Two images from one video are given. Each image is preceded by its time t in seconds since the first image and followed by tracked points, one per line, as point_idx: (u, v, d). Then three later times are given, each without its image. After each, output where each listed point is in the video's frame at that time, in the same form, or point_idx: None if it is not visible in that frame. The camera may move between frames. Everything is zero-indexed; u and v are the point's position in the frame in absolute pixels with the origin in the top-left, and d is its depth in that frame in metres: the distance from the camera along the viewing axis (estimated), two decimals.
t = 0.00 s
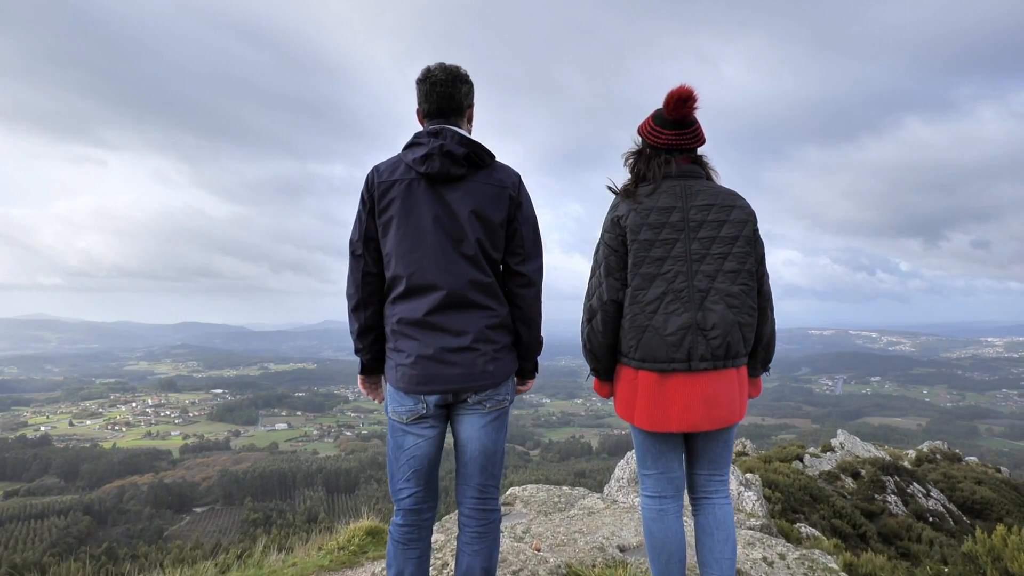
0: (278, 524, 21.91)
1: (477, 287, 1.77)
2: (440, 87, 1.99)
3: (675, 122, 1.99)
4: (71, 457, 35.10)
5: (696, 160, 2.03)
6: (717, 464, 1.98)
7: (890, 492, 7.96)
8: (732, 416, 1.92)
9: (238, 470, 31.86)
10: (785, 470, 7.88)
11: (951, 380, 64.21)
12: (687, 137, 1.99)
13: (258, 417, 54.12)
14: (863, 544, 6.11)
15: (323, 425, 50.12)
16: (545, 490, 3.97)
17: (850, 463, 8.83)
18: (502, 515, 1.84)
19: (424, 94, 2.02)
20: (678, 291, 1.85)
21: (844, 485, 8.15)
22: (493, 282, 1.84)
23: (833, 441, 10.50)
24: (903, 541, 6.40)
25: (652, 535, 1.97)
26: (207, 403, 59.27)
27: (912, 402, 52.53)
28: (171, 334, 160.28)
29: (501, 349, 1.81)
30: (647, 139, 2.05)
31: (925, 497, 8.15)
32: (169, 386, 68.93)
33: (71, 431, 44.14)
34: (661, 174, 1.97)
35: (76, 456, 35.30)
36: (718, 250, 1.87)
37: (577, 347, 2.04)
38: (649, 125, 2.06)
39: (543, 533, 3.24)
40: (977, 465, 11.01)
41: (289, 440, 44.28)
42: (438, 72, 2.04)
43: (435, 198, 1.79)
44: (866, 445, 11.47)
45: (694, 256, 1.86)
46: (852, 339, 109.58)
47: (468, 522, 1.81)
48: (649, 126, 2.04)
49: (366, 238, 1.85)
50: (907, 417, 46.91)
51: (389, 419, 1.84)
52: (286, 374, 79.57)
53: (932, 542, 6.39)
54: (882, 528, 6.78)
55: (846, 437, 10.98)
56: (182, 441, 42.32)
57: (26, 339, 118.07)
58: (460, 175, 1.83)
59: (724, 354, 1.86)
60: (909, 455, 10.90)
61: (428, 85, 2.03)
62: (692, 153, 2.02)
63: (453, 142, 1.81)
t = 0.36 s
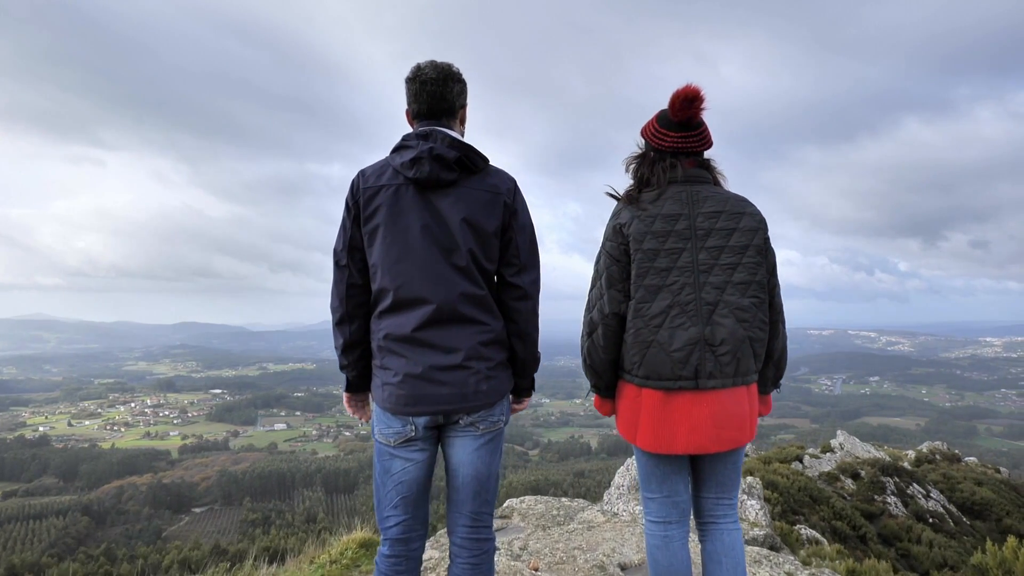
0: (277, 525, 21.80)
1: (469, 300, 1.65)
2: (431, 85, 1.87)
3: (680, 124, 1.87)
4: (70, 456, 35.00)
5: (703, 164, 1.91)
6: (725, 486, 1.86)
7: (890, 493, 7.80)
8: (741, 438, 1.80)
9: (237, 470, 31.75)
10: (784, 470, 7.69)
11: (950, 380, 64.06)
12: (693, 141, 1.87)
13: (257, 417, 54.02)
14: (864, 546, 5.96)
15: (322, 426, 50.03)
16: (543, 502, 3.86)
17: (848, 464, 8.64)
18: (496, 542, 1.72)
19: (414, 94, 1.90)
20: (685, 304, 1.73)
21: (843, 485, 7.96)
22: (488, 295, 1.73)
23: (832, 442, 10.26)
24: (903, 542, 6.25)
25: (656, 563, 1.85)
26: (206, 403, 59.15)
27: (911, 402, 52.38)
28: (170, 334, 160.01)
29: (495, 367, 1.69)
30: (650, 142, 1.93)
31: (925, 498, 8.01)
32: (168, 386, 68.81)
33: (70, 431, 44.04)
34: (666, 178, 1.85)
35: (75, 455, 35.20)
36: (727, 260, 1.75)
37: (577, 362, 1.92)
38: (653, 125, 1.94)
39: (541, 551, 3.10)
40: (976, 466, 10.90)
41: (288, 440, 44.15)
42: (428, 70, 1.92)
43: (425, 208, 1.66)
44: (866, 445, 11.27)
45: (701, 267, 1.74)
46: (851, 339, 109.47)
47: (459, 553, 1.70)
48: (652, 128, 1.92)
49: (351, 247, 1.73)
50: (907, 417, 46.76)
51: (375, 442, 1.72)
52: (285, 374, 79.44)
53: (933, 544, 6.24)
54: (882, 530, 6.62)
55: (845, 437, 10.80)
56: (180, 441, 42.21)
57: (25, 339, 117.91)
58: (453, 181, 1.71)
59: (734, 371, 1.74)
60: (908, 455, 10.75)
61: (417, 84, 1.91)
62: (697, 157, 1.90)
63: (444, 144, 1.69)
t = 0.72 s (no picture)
0: (276, 526, 21.68)
1: (462, 315, 1.53)
2: (423, 84, 1.76)
3: (691, 123, 1.75)
4: (68, 457, 34.83)
5: (712, 167, 1.79)
6: (735, 512, 1.74)
7: (889, 493, 7.62)
8: (753, 461, 1.68)
9: (236, 471, 31.61)
10: (783, 471, 7.52)
11: (948, 380, 63.96)
12: (704, 143, 1.75)
13: (256, 417, 53.87)
14: (863, 548, 5.78)
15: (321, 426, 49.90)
16: (543, 514, 3.74)
17: (847, 464, 8.44)
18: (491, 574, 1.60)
19: (404, 92, 1.79)
20: (694, 318, 1.61)
21: (843, 486, 7.76)
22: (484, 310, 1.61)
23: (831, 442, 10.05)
24: (903, 543, 6.08)
25: None
26: (205, 403, 58.98)
27: (910, 402, 52.28)
28: (168, 334, 159.73)
29: (491, 386, 1.58)
30: (657, 144, 1.81)
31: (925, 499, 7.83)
32: (167, 386, 68.62)
33: (68, 431, 43.87)
34: (674, 183, 1.73)
35: (73, 456, 35.04)
36: (739, 271, 1.63)
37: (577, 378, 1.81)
38: (659, 126, 1.83)
39: (542, 569, 2.98)
40: (975, 466, 10.77)
41: (287, 441, 44.00)
42: (419, 65, 1.81)
43: (415, 217, 1.54)
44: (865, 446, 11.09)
45: (711, 278, 1.62)
46: (849, 339, 109.39)
47: None
48: (659, 129, 1.81)
49: (335, 257, 1.61)
50: (905, 417, 46.64)
51: (361, 467, 1.59)
52: (284, 375, 79.26)
53: (935, 546, 6.06)
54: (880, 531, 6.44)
55: (843, 438, 10.63)
56: (179, 441, 42.05)
57: (23, 339, 117.63)
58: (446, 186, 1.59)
59: (746, 391, 1.62)
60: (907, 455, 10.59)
61: (407, 82, 1.79)
62: (707, 160, 1.78)
63: (435, 147, 1.57)
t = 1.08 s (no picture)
0: (274, 527, 21.54)
1: (452, 332, 1.42)
2: (411, 83, 1.65)
3: (698, 126, 1.64)
4: (65, 457, 34.64)
5: (720, 173, 1.68)
6: (745, 539, 1.63)
7: (888, 494, 7.46)
8: (764, 486, 1.56)
9: (234, 471, 31.44)
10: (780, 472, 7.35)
11: (946, 379, 63.95)
12: (711, 146, 1.64)
13: (253, 417, 53.66)
14: (863, 550, 5.61)
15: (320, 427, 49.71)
16: (541, 528, 3.63)
17: (847, 464, 8.27)
18: None
19: (392, 91, 1.68)
20: (702, 334, 1.50)
21: (842, 486, 7.58)
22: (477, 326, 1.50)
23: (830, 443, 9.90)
24: (902, 544, 5.93)
25: None
26: (203, 403, 58.76)
27: (908, 402, 52.22)
28: (166, 335, 159.37)
29: (484, 407, 1.46)
30: (661, 149, 1.71)
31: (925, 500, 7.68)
32: (165, 387, 68.33)
33: (65, 432, 43.63)
34: (680, 190, 1.63)
35: (70, 456, 34.86)
36: (750, 283, 1.52)
37: (578, 397, 1.69)
38: (662, 130, 1.73)
39: None
40: (974, 466, 10.66)
41: (285, 441, 43.82)
42: (407, 62, 1.69)
43: (402, 228, 1.43)
44: (862, 446, 10.94)
45: (720, 291, 1.51)
46: (847, 339, 109.38)
47: None
48: (663, 132, 1.71)
49: (316, 268, 1.49)
50: (903, 416, 46.58)
51: (344, 495, 1.48)
52: (282, 375, 79.03)
53: (935, 547, 5.93)
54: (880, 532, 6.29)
55: (841, 438, 10.52)
56: (177, 442, 41.84)
57: (20, 339, 117.22)
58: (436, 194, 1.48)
59: (758, 414, 1.50)
60: (905, 455, 10.47)
61: (394, 81, 1.69)
62: (715, 164, 1.67)
63: (423, 152, 1.46)
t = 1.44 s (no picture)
0: (271, 528, 21.37)
1: (437, 350, 1.30)
2: (395, 79, 1.54)
3: (703, 125, 1.53)
4: (60, 458, 34.37)
5: (726, 177, 1.57)
6: (753, 569, 1.50)
7: (885, 494, 7.24)
8: (775, 514, 1.44)
9: (231, 472, 31.24)
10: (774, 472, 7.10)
11: (941, 378, 63.99)
12: (718, 148, 1.53)
13: (251, 417, 53.38)
14: (862, 551, 5.37)
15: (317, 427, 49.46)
16: (537, 543, 3.51)
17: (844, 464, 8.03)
18: None
19: (374, 89, 1.57)
20: (709, 352, 1.38)
21: (837, 486, 7.34)
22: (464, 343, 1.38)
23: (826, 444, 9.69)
24: (900, 545, 5.71)
25: None
26: (200, 404, 58.43)
27: (903, 401, 52.22)
28: (162, 335, 158.73)
29: (472, 431, 1.35)
30: (662, 149, 1.60)
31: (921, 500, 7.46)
32: (161, 387, 67.95)
33: (61, 433, 43.30)
34: (684, 195, 1.52)
35: (66, 457, 34.61)
36: (761, 296, 1.40)
37: (574, 418, 1.59)
38: (663, 129, 1.63)
39: None
40: (971, 467, 10.48)
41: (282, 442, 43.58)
42: (389, 56, 1.59)
43: (384, 237, 1.32)
44: (858, 447, 10.76)
45: (728, 306, 1.40)
46: (843, 339, 109.41)
47: None
48: (665, 132, 1.60)
49: (290, 280, 1.37)
50: (899, 416, 46.57)
51: (320, 528, 1.36)
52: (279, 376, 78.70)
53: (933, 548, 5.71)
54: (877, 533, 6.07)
55: (837, 439, 10.36)
56: (173, 443, 41.57)
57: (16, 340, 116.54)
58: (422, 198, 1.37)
59: (770, 436, 1.38)
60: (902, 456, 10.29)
61: (375, 77, 1.58)
62: (721, 168, 1.56)
63: (406, 153, 1.35)
